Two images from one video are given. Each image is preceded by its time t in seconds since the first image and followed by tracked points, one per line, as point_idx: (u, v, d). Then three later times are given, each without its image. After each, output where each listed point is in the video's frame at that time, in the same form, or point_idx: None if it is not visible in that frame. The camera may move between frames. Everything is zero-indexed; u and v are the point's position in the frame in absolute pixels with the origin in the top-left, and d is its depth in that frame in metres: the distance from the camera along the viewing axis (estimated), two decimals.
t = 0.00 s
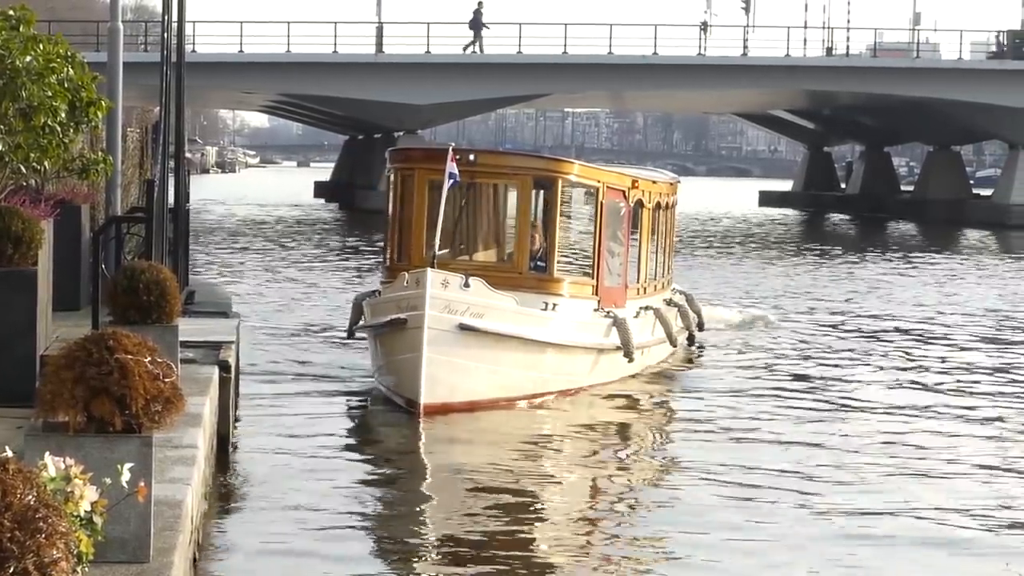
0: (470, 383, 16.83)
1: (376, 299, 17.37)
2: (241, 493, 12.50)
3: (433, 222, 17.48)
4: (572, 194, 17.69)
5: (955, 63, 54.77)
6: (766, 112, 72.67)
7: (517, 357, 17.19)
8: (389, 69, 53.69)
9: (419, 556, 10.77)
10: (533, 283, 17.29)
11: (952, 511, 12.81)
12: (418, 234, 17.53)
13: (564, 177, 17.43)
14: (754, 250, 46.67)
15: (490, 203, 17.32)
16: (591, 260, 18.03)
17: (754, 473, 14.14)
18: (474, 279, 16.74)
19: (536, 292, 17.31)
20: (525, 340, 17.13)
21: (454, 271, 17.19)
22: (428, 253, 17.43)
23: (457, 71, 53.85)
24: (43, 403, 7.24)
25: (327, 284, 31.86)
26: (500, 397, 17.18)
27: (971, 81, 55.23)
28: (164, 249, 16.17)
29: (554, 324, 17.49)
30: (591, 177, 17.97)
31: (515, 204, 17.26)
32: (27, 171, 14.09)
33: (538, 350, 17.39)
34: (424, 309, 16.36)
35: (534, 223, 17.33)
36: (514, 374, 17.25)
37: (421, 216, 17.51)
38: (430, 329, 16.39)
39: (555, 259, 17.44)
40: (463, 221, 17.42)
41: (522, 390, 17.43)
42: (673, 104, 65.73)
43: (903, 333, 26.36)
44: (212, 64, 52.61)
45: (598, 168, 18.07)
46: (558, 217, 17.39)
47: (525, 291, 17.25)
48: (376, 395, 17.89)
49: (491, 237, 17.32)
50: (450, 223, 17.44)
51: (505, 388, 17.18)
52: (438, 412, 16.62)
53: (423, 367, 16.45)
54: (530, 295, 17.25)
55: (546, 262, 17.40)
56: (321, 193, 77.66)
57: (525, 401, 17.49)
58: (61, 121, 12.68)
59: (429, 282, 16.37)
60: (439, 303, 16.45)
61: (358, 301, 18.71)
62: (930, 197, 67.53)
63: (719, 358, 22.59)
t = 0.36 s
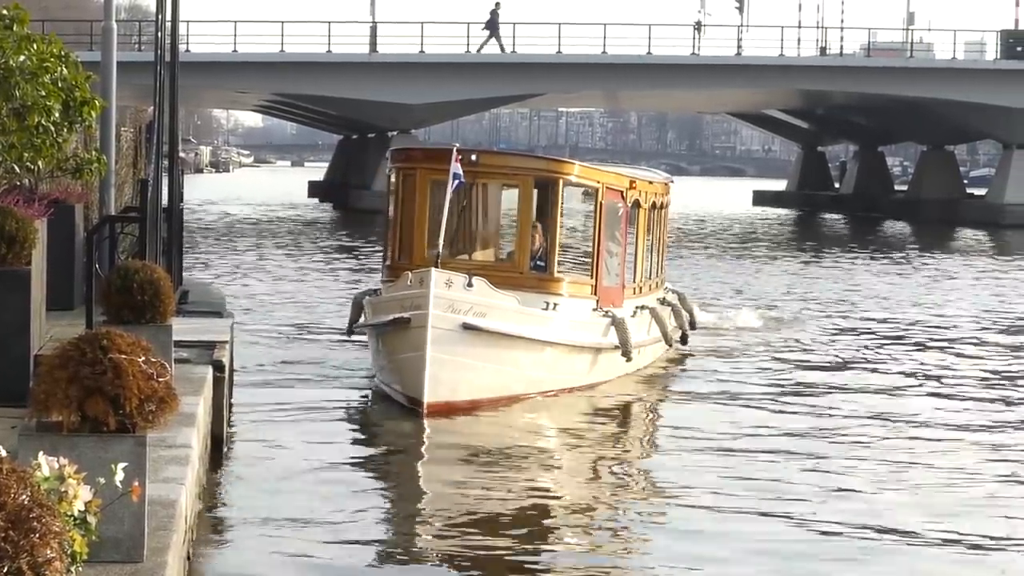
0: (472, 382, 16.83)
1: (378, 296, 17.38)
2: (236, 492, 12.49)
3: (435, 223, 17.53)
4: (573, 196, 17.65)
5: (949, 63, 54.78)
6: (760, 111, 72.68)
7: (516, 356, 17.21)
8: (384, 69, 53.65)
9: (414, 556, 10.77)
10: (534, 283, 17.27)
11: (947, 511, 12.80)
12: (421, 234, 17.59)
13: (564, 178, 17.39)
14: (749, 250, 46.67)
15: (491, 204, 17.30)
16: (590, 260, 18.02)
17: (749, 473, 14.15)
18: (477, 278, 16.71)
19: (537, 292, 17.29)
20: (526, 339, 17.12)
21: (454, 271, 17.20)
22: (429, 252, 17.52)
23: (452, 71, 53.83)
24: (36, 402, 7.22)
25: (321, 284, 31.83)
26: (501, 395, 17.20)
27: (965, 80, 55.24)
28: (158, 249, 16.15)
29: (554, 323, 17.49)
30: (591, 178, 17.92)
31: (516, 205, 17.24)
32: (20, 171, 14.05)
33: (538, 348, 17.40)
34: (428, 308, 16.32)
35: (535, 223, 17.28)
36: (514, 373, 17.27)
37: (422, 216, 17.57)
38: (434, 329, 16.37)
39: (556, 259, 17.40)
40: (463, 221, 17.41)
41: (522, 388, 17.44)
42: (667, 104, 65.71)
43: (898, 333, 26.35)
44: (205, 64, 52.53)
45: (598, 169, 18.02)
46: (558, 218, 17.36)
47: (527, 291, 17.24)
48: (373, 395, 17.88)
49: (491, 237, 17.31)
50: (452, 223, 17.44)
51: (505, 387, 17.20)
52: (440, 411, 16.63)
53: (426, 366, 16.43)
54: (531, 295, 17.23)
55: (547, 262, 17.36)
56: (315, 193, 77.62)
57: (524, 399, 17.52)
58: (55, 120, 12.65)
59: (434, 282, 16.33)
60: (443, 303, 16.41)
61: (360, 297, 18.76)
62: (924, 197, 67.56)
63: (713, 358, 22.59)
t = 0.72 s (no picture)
0: (479, 380, 16.86)
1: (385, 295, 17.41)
2: (233, 492, 12.50)
3: (440, 222, 17.58)
4: (577, 196, 17.71)
5: (947, 63, 54.77)
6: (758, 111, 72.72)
7: (522, 356, 17.22)
8: (382, 69, 53.66)
9: (413, 555, 10.78)
10: (538, 282, 17.30)
11: (945, 510, 12.81)
12: (426, 234, 17.64)
13: (568, 178, 17.46)
14: (747, 249, 46.69)
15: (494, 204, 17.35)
16: (593, 261, 18.04)
17: (748, 473, 14.16)
18: (485, 278, 16.70)
19: (541, 291, 17.29)
20: (532, 338, 17.12)
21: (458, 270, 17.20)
22: (434, 252, 17.55)
23: (450, 70, 53.84)
24: (34, 402, 7.23)
25: (319, 284, 31.83)
26: (507, 395, 17.22)
27: (962, 81, 55.22)
28: (156, 248, 16.17)
29: (559, 322, 17.49)
30: (593, 178, 17.98)
31: (519, 205, 17.27)
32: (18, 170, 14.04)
33: (543, 348, 17.40)
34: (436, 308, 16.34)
35: (540, 223, 17.30)
36: (520, 372, 17.28)
37: (428, 216, 17.61)
38: (442, 328, 16.38)
39: (560, 259, 17.43)
40: (466, 221, 17.40)
41: (526, 387, 17.46)
42: (665, 104, 65.73)
43: (896, 333, 26.35)
44: (203, 64, 52.55)
45: (599, 169, 18.10)
46: (562, 218, 17.41)
47: (532, 290, 17.24)
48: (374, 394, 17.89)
49: (495, 237, 17.33)
50: (455, 223, 17.45)
51: (511, 386, 17.20)
52: (448, 409, 16.64)
53: (435, 364, 16.45)
54: (535, 294, 17.24)
55: (550, 262, 17.39)
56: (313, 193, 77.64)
57: (528, 398, 17.52)
58: (52, 119, 12.65)
59: (443, 281, 16.35)
60: (451, 302, 16.42)
61: (364, 296, 18.76)
62: (923, 197, 67.60)
63: (711, 357, 22.61)
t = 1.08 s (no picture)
0: (488, 379, 16.88)
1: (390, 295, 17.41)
2: (232, 492, 12.48)
3: (445, 222, 17.56)
4: (579, 194, 17.81)
5: (944, 63, 54.76)
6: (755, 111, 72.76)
7: (530, 354, 17.25)
8: (379, 69, 53.68)
9: (413, 554, 10.76)
10: (542, 280, 17.32)
11: (943, 508, 12.81)
12: (430, 232, 17.61)
13: (571, 177, 17.55)
14: (745, 249, 46.71)
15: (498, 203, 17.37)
16: (595, 258, 18.13)
17: (746, 471, 14.15)
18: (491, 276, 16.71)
19: (544, 290, 17.35)
20: (536, 335, 17.16)
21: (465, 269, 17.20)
22: (439, 251, 17.53)
23: (448, 70, 53.85)
24: (32, 403, 7.23)
25: (316, 284, 31.83)
26: (512, 393, 17.22)
27: (960, 80, 55.21)
28: (154, 249, 16.15)
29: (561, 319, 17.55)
30: (594, 176, 18.10)
31: (524, 204, 17.32)
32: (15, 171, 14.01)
33: (547, 344, 17.45)
34: (444, 306, 16.34)
35: (545, 221, 17.39)
36: (527, 370, 17.32)
37: (433, 215, 17.57)
38: (450, 326, 16.39)
39: (564, 256, 17.49)
40: (469, 221, 17.36)
41: (532, 385, 17.51)
42: (663, 103, 65.76)
43: (894, 332, 26.34)
44: (200, 65, 52.52)
45: (600, 168, 18.22)
46: (566, 216, 17.51)
47: (535, 288, 17.30)
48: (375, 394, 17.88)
49: (500, 236, 17.33)
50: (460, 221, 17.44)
51: (517, 384, 17.22)
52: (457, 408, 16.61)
53: (443, 363, 16.46)
54: (539, 292, 17.29)
55: (555, 259, 17.45)
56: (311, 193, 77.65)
57: (532, 396, 17.56)
58: (51, 120, 12.65)
59: (451, 280, 16.34)
60: (459, 301, 16.41)
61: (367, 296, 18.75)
62: (920, 197, 67.61)
63: (709, 357, 22.62)
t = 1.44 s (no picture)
0: (495, 378, 16.88)
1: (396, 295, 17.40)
2: (227, 494, 12.48)
3: (445, 223, 17.57)
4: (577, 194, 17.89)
5: (938, 64, 54.81)
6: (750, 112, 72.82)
7: (533, 353, 17.28)
8: (373, 70, 53.69)
9: (407, 556, 10.76)
10: (543, 279, 17.35)
11: (937, 509, 12.82)
12: (432, 233, 17.60)
13: (570, 177, 17.63)
14: (739, 250, 46.75)
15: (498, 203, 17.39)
16: (594, 258, 18.20)
17: (741, 472, 14.16)
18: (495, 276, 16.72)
19: (545, 289, 17.37)
20: (539, 335, 17.20)
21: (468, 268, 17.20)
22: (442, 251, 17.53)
23: (442, 71, 53.86)
24: (26, 404, 7.22)
25: (311, 285, 31.85)
26: (516, 392, 17.26)
27: (954, 81, 55.26)
28: (148, 249, 16.15)
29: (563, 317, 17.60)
30: (592, 177, 18.19)
31: (523, 204, 17.33)
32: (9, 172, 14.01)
33: (549, 344, 17.48)
34: (451, 306, 16.32)
35: (547, 221, 17.44)
36: (531, 369, 17.36)
37: (433, 217, 17.57)
38: (457, 326, 16.38)
39: (564, 256, 17.52)
40: (470, 222, 17.36)
41: (535, 384, 17.55)
42: (657, 104, 65.77)
43: (889, 333, 26.36)
44: (194, 66, 52.53)
45: (598, 168, 18.30)
46: (567, 216, 17.57)
47: (535, 287, 17.33)
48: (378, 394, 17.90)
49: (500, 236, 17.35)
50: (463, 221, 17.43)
51: (521, 383, 17.26)
52: (464, 408, 16.63)
53: (451, 363, 16.46)
54: (541, 291, 17.33)
55: (556, 258, 17.50)
56: (305, 194, 77.69)
57: (534, 396, 17.60)
58: (45, 121, 12.61)
59: (457, 280, 16.34)
60: (465, 301, 16.40)
61: (370, 295, 18.77)
62: (914, 198, 67.69)
63: (703, 357, 22.65)
